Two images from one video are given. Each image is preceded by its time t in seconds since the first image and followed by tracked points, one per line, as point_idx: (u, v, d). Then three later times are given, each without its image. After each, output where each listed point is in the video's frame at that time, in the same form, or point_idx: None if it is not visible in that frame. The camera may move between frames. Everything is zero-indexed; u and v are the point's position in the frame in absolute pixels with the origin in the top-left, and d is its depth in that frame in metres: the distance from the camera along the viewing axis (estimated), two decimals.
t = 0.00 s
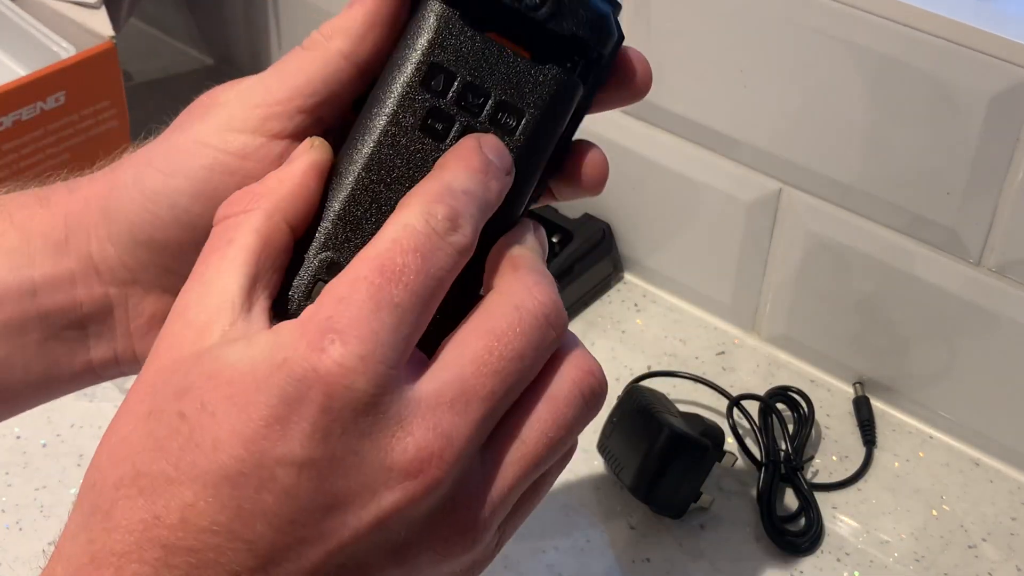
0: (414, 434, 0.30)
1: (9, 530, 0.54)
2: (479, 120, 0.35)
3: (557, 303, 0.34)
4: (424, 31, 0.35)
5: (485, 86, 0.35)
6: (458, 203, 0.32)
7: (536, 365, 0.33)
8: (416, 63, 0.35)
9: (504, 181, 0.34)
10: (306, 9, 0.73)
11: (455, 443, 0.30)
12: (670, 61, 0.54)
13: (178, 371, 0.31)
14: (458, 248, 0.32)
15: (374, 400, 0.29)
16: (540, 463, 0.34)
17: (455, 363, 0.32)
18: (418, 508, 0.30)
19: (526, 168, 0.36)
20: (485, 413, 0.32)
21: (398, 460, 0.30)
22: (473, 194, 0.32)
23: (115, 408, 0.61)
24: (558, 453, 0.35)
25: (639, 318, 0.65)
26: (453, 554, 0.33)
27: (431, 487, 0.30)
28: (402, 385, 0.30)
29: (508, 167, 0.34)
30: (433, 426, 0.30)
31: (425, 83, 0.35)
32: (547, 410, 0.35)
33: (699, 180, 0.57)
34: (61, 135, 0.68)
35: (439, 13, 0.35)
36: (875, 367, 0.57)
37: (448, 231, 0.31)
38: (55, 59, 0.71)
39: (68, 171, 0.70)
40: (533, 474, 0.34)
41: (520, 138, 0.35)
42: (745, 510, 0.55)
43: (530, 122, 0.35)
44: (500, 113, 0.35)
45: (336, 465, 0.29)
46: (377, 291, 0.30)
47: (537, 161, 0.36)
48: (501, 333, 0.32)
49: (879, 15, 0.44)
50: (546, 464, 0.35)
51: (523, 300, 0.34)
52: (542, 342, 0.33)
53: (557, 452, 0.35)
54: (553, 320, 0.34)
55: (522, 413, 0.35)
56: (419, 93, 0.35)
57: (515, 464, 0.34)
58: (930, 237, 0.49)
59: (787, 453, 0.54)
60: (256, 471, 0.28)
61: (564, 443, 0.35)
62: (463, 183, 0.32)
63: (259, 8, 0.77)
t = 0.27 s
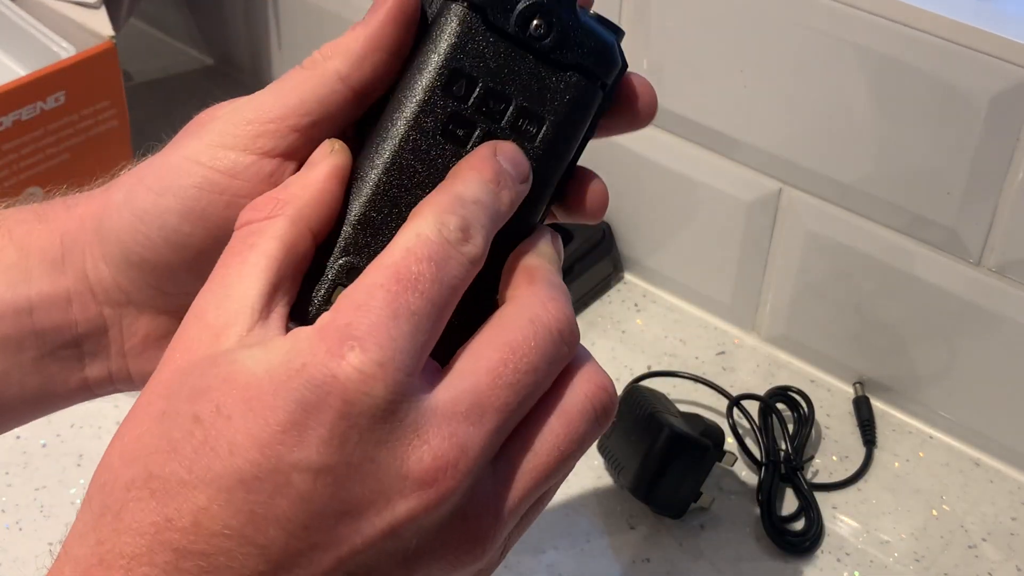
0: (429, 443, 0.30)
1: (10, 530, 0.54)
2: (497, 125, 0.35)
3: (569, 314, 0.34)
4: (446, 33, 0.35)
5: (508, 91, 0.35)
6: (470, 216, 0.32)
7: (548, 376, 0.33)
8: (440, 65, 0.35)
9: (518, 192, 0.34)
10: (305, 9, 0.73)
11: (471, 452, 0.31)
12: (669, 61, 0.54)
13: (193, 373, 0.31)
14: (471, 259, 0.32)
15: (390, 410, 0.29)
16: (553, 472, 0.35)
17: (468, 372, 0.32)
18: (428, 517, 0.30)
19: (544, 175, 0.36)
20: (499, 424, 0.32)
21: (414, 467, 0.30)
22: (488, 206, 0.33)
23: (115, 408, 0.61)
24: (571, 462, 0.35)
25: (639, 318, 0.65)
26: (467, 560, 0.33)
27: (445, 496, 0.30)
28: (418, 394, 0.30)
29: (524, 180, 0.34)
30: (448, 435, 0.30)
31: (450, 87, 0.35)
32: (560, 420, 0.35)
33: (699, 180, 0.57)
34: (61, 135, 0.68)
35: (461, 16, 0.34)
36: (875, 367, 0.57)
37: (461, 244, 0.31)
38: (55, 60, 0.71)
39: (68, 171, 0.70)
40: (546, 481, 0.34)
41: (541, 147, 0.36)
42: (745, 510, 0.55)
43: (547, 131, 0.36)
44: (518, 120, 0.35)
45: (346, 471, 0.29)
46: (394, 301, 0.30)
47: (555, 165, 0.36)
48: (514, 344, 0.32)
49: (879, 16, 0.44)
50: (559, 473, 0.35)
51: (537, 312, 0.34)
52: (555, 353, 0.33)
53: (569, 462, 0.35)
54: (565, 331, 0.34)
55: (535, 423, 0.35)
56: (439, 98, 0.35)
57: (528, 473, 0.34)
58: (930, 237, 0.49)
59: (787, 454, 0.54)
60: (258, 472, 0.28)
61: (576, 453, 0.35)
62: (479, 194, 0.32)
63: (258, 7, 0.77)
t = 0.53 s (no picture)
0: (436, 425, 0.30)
1: (9, 530, 0.54)
2: (510, 126, 0.35)
3: (575, 304, 0.34)
4: (456, 35, 0.35)
5: (519, 93, 0.35)
6: (475, 205, 0.32)
7: (554, 365, 0.33)
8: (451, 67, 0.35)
9: (525, 189, 0.34)
10: (305, 8, 0.72)
11: (477, 434, 0.31)
12: (669, 61, 0.54)
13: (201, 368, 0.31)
14: (477, 249, 0.32)
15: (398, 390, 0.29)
16: (558, 460, 0.35)
17: (475, 360, 0.32)
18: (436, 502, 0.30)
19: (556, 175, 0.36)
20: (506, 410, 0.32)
21: (423, 449, 0.30)
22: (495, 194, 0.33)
23: (115, 408, 0.61)
24: (576, 451, 0.35)
25: (639, 318, 0.65)
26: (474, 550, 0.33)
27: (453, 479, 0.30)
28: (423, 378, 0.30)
29: (533, 173, 0.34)
30: (455, 418, 0.30)
31: (461, 90, 0.35)
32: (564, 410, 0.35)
33: (699, 180, 0.57)
34: (60, 135, 0.68)
35: (470, 18, 0.34)
36: (875, 367, 0.57)
37: (468, 231, 0.31)
38: (55, 59, 0.71)
39: (68, 171, 0.70)
40: (551, 470, 0.35)
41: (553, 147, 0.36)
42: (744, 510, 0.55)
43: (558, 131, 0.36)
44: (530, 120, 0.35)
45: (353, 455, 0.29)
46: (402, 285, 0.30)
47: (565, 165, 0.37)
48: (521, 333, 0.33)
49: (879, 16, 0.44)
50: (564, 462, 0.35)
51: (542, 302, 0.34)
52: (561, 342, 0.33)
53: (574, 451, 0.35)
54: (571, 320, 0.34)
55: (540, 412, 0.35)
56: (450, 102, 0.35)
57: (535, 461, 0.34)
58: (930, 237, 0.49)
59: (787, 454, 0.54)
60: (260, 472, 0.29)
61: (582, 442, 0.36)
62: (487, 182, 0.32)
63: (258, 7, 0.77)
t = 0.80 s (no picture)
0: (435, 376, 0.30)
1: (9, 530, 0.54)
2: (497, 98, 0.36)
3: (609, 265, 0.33)
4: (449, 18, 0.36)
5: (506, 67, 0.36)
6: (462, 169, 0.33)
7: (578, 328, 0.32)
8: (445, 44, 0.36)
9: (509, 157, 0.34)
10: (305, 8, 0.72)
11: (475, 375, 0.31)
12: (669, 61, 0.54)
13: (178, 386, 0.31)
14: (462, 215, 0.33)
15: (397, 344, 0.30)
16: (590, 429, 0.33)
17: (488, 319, 0.32)
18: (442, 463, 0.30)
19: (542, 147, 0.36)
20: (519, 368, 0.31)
21: (422, 400, 0.30)
22: (485, 158, 0.34)
23: (115, 408, 0.61)
24: (614, 422, 0.34)
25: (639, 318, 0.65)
26: (494, 516, 0.33)
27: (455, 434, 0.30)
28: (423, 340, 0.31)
29: (523, 141, 0.35)
30: (452, 368, 0.30)
31: (451, 67, 0.36)
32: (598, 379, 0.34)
33: (699, 180, 0.57)
34: (61, 135, 0.68)
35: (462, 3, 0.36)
36: (876, 367, 0.57)
37: (454, 195, 0.32)
38: (55, 59, 0.71)
39: (68, 171, 0.70)
40: (583, 439, 0.33)
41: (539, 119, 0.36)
42: (744, 510, 0.55)
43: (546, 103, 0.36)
44: (518, 93, 0.36)
45: (358, 413, 0.29)
46: (394, 243, 0.31)
47: (552, 143, 0.36)
48: (540, 295, 0.32)
49: (879, 15, 0.44)
50: (599, 432, 0.33)
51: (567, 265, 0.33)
52: (586, 306, 0.32)
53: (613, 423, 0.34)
54: (601, 283, 0.33)
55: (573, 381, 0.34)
56: (441, 75, 0.36)
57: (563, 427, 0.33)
58: (930, 236, 0.49)
59: (787, 453, 0.54)
60: (261, 473, 0.29)
61: (622, 413, 0.34)
62: (475, 144, 0.33)
63: (258, 8, 0.77)
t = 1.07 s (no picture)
0: (405, 411, 0.30)
1: (9, 530, 0.54)
2: (474, 103, 0.39)
3: (494, 226, 0.33)
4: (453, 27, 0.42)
5: (498, 74, 0.40)
6: (384, 191, 0.32)
7: (489, 309, 0.32)
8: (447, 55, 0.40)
9: (427, 149, 0.34)
10: (305, 7, 0.72)
11: (438, 401, 0.30)
12: (669, 61, 0.54)
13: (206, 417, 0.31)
14: (399, 245, 0.32)
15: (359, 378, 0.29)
16: (560, 393, 0.33)
17: (416, 333, 0.31)
18: (439, 479, 0.30)
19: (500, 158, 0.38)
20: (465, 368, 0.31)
21: (394, 433, 0.29)
22: (400, 174, 0.33)
23: (115, 407, 0.61)
24: (582, 377, 0.33)
25: (639, 318, 0.66)
26: (500, 503, 0.33)
27: (440, 451, 0.30)
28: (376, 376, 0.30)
29: (429, 144, 0.34)
30: (409, 391, 0.30)
31: (448, 68, 0.40)
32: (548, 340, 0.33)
33: (699, 180, 0.57)
34: (60, 134, 0.68)
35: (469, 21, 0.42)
36: (876, 367, 0.57)
37: (384, 214, 0.32)
38: (55, 59, 0.71)
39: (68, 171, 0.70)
40: (556, 405, 0.33)
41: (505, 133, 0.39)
42: (745, 510, 0.55)
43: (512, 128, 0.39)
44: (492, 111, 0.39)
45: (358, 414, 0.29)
46: (342, 289, 0.30)
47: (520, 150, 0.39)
48: (445, 288, 0.31)
49: (880, 15, 0.44)
50: (568, 390, 0.33)
51: (456, 248, 0.32)
52: (493, 282, 0.32)
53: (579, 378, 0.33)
54: (495, 249, 0.32)
55: (524, 351, 0.33)
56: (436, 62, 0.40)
57: (526, 402, 0.32)
58: (930, 237, 0.49)
59: (787, 453, 0.54)
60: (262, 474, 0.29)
61: (583, 365, 0.33)
62: (388, 167, 0.33)
63: (258, 7, 0.77)
